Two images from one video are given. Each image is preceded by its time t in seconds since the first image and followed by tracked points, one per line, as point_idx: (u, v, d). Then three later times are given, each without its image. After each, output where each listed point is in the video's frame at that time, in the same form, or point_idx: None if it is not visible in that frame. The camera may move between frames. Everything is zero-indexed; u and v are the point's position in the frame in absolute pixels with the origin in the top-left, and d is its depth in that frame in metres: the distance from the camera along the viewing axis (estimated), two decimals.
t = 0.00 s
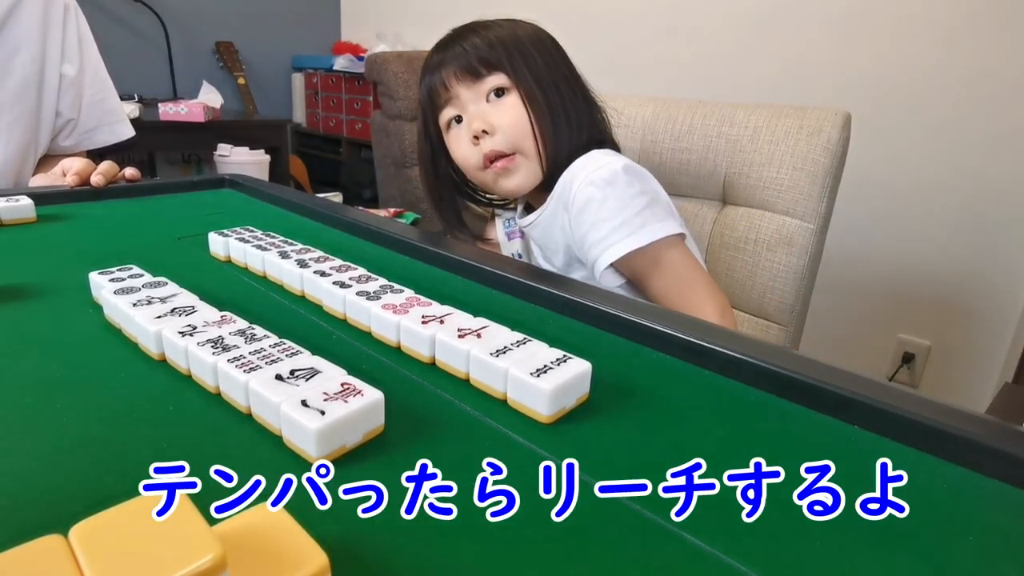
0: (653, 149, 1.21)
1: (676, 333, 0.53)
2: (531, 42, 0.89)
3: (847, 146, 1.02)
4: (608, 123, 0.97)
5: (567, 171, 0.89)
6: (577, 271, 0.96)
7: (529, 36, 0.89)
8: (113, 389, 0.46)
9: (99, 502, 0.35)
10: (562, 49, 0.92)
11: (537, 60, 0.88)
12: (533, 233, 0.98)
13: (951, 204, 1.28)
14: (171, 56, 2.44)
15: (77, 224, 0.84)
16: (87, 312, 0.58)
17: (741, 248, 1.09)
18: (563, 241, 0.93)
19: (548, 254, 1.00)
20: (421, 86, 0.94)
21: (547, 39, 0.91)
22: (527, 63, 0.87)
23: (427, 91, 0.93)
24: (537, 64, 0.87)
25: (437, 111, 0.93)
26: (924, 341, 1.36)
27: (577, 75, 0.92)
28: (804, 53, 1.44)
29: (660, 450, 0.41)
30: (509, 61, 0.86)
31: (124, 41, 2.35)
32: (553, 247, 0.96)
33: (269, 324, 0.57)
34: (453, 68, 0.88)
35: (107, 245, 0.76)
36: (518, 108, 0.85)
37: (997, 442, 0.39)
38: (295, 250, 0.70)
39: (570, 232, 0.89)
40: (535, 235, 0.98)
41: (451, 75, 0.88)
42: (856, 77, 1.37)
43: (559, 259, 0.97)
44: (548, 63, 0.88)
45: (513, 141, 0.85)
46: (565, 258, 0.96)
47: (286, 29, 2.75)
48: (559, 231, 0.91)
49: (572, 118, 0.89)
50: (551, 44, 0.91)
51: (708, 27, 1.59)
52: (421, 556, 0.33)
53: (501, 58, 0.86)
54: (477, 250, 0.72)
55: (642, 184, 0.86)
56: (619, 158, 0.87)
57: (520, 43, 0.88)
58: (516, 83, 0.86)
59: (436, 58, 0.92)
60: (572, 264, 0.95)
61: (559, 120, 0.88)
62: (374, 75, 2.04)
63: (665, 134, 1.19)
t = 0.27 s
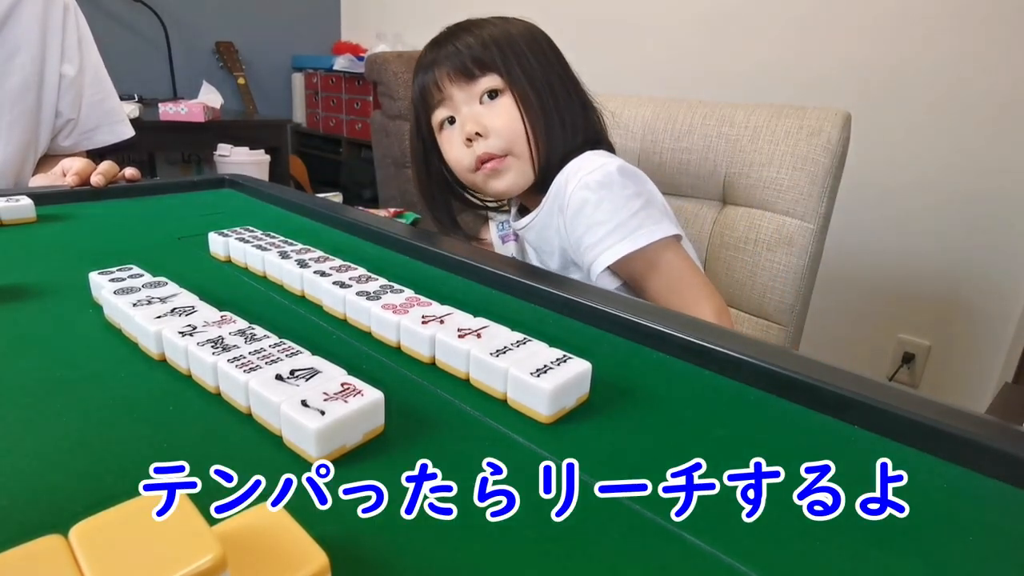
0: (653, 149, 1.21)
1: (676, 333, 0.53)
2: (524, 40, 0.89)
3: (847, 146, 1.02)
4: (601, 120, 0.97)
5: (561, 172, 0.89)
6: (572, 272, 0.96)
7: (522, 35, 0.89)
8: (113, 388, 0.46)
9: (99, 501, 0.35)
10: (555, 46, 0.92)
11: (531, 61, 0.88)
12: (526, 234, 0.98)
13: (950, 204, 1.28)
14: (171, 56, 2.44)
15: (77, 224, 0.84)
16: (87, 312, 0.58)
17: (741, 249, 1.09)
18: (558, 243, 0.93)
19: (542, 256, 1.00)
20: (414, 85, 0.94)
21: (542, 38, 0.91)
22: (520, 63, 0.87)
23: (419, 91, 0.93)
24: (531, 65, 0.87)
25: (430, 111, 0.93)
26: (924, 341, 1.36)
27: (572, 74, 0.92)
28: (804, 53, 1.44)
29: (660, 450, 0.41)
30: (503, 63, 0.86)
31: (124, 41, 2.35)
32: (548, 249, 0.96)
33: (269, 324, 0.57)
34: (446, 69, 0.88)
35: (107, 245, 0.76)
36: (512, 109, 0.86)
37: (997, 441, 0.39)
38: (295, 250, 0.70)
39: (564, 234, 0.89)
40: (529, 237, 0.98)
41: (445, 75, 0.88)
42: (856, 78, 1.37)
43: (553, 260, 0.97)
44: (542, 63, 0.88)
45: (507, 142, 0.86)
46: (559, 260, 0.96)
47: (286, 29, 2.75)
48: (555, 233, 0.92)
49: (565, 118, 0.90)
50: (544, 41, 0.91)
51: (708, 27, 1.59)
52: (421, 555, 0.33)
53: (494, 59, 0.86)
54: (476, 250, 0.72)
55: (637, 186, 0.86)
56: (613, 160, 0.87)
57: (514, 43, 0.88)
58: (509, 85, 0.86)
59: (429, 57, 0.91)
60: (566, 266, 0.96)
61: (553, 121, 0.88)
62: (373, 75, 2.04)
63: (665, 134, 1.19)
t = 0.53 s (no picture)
0: (653, 149, 1.21)
1: (676, 333, 0.53)
2: (508, 40, 0.88)
3: (847, 146, 1.02)
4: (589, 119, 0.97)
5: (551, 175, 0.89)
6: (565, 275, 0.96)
7: (507, 36, 0.88)
8: (113, 388, 0.46)
9: (98, 501, 0.35)
10: (541, 45, 0.91)
11: (515, 63, 0.87)
12: (518, 238, 0.98)
13: (949, 204, 1.28)
14: (171, 56, 2.44)
15: (76, 224, 0.84)
16: (88, 312, 0.58)
17: (741, 248, 1.09)
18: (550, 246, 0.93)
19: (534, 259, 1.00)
20: (399, 87, 0.94)
21: (528, 37, 0.91)
22: (504, 65, 0.86)
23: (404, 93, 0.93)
24: (515, 66, 0.87)
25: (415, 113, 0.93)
26: (924, 341, 1.36)
27: (558, 74, 0.92)
28: (804, 53, 1.43)
29: (660, 450, 0.41)
30: (486, 66, 0.86)
31: (124, 41, 2.35)
32: (540, 252, 0.96)
33: (269, 324, 0.57)
34: (429, 71, 0.87)
35: (107, 245, 0.76)
36: (495, 113, 0.85)
37: (996, 441, 0.39)
38: (295, 249, 0.70)
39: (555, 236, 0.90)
40: (521, 240, 0.98)
41: (428, 78, 0.88)
42: (855, 78, 1.37)
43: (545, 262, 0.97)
44: (526, 64, 0.88)
45: (491, 147, 0.85)
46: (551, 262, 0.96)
47: (286, 29, 2.75)
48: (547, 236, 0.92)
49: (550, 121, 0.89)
50: (529, 41, 0.90)
51: (708, 27, 1.59)
52: (421, 555, 0.33)
53: (478, 62, 0.86)
54: (476, 250, 0.72)
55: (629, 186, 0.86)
56: (605, 160, 0.87)
57: (498, 44, 0.87)
58: (493, 89, 0.85)
59: (413, 58, 0.91)
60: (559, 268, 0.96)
61: (537, 124, 0.88)
62: (374, 75, 2.05)
63: (665, 134, 1.19)
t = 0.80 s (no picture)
0: (653, 149, 1.21)
1: (676, 332, 0.53)
2: (481, 39, 0.86)
3: (847, 146, 1.02)
4: (572, 118, 0.94)
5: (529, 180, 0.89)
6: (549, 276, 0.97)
7: (479, 37, 0.86)
8: (113, 388, 0.46)
9: (99, 501, 0.35)
10: (522, 43, 0.88)
11: (482, 65, 0.85)
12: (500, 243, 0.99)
13: (949, 204, 1.28)
14: (171, 56, 2.44)
15: (77, 224, 0.84)
16: (88, 312, 0.58)
17: (741, 248, 1.09)
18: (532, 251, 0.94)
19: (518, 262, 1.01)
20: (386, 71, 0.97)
21: (505, 35, 0.87)
22: (468, 68, 0.85)
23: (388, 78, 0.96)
24: (482, 68, 0.85)
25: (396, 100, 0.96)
26: (924, 341, 1.36)
27: (534, 76, 0.88)
28: (805, 53, 1.43)
29: (660, 450, 0.41)
30: (451, 68, 0.86)
31: (124, 41, 2.35)
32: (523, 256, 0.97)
33: (268, 324, 0.57)
34: (402, 64, 0.89)
35: (107, 245, 0.76)
36: (452, 118, 0.87)
37: (996, 441, 0.39)
38: (295, 250, 0.70)
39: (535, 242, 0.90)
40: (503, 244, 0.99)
41: (401, 71, 0.90)
42: (856, 78, 1.37)
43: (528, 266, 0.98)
44: (494, 68, 0.86)
45: (444, 151, 0.88)
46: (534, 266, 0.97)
47: (286, 29, 2.75)
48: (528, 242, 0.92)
49: (519, 123, 0.88)
50: (506, 38, 0.87)
51: (708, 27, 1.59)
52: (421, 555, 0.33)
53: (443, 62, 0.86)
54: (474, 250, 0.72)
55: (607, 188, 0.85)
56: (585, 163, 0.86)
57: (466, 46, 0.86)
58: (453, 92, 0.86)
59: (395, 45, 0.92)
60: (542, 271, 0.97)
61: (496, 131, 0.86)
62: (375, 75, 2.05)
63: (665, 134, 1.19)
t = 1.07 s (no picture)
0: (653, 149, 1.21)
1: (677, 332, 0.53)
2: None
3: (848, 146, 1.01)
4: (664, 66, 0.78)
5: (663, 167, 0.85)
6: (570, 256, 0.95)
7: None
8: (113, 389, 0.46)
9: (98, 501, 0.35)
10: None
11: None
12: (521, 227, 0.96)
13: (949, 204, 1.28)
14: (170, 56, 2.44)
15: (77, 224, 0.84)
16: (87, 312, 0.58)
17: (742, 248, 1.09)
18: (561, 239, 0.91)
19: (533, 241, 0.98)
20: None
21: None
22: None
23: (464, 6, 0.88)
24: None
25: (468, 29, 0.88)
26: (924, 341, 1.36)
27: None
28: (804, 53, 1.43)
29: (660, 450, 0.41)
30: None
31: (124, 41, 2.35)
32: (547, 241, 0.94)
33: (269, 324, 0.57)
34: None
35: (107, 245, 0.76)
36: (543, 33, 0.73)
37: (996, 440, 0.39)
38: (296, 249, 0.70)
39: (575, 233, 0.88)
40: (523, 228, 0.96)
41: None
42: (855, 77, 1.36)
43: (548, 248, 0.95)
44: None
45: (530, 71, 0.75)
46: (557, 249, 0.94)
47: (286, 29, 2.75)
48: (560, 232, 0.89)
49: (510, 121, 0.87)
50: None
51: (708, 28, 1.59)
52: (420, 555, 0.33)
53: None
54: (475, 250, 0.72)
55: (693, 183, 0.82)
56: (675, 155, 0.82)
57: None
58: None
59: None
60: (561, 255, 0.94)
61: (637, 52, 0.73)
62: (373, 75, 2.01)
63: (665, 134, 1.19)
